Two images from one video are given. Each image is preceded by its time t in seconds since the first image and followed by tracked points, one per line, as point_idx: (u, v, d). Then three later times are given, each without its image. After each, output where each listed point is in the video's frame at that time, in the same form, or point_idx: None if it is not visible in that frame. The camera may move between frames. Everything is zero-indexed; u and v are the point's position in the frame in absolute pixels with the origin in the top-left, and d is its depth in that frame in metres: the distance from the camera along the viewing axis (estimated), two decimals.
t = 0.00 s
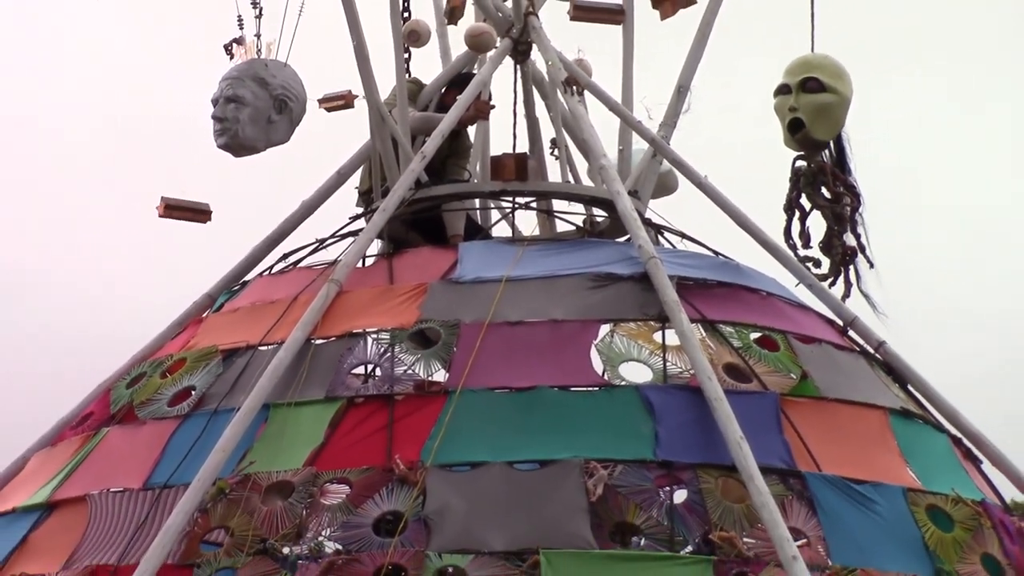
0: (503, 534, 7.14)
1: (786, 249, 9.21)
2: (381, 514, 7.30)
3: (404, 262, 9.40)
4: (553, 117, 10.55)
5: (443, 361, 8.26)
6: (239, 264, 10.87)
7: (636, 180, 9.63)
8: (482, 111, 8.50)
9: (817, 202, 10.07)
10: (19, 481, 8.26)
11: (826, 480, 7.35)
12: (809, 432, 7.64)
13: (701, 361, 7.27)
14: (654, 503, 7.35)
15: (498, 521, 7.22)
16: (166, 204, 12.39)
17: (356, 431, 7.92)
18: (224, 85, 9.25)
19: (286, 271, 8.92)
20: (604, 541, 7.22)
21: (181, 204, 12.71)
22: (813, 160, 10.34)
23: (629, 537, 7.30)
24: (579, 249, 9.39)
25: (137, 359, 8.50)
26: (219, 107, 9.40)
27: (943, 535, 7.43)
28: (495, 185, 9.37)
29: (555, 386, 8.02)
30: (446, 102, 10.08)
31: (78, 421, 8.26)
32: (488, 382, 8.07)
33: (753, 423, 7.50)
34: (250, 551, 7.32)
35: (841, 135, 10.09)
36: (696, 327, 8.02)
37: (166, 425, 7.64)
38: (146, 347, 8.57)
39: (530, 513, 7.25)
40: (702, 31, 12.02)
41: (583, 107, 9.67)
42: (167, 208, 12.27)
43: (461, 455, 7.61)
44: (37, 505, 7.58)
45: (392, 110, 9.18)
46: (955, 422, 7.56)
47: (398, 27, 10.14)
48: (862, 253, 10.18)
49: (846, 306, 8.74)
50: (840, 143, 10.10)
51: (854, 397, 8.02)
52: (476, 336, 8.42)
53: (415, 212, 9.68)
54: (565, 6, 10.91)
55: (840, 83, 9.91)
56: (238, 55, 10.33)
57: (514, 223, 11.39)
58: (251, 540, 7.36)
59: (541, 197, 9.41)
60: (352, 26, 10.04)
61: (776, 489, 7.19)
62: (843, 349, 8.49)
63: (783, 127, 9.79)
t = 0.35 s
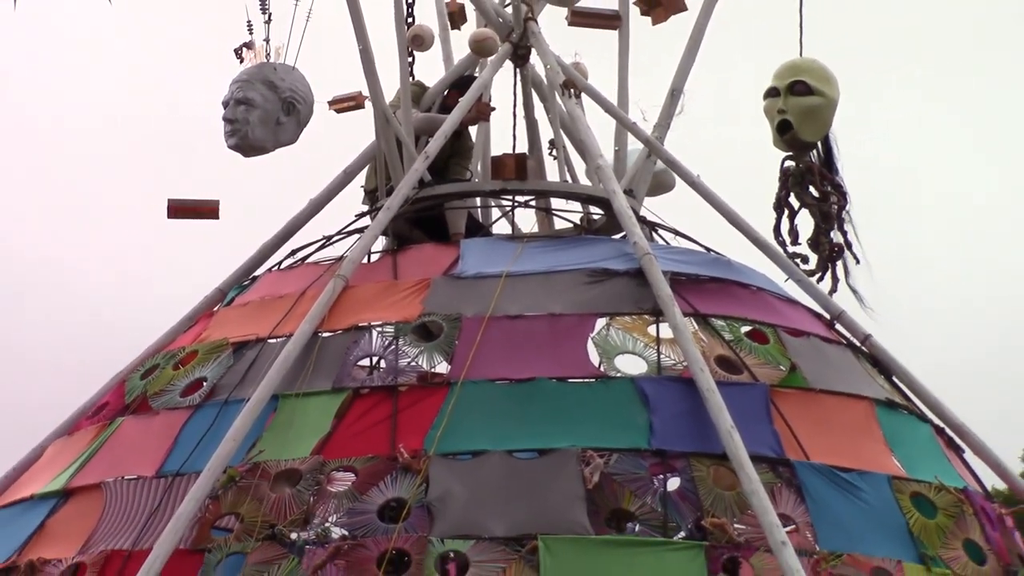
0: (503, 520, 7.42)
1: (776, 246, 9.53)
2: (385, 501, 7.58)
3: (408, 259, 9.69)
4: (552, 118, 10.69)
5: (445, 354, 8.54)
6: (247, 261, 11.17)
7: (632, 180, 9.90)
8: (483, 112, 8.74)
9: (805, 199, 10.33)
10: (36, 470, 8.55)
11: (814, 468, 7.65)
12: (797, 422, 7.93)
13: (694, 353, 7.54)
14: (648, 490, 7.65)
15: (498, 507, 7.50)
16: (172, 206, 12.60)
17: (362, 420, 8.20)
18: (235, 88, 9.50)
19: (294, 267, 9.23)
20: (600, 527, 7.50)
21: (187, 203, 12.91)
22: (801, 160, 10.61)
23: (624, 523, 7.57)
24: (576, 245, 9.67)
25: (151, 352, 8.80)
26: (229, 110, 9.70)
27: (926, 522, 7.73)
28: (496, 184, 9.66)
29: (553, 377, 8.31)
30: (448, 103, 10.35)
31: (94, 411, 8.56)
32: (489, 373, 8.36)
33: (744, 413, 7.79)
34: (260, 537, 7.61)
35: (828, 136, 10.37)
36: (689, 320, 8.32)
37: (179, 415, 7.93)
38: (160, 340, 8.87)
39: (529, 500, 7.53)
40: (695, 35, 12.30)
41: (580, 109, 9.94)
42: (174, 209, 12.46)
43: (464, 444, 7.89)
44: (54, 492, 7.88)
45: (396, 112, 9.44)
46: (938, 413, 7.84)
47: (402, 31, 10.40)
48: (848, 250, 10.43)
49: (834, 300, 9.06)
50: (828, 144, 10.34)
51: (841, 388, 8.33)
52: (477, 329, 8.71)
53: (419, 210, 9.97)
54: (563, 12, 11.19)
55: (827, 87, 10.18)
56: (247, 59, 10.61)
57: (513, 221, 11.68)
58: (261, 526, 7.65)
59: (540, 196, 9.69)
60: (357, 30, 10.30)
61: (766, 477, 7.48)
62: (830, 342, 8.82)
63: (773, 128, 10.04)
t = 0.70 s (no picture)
0: (501, 509, 7.71)
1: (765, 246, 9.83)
2: (388, 491, 7.87)
3: (410, 258, 9.99)
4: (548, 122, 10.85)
5: (445, 349, 8.83)
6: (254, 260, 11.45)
7: (625, 181, 10.17)
8: (483, 115, 9.01)
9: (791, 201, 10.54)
10: (51, 462, 8.84)
11: (801, 460, 7.94)
12: (785, 416, 8.22)
13: (685, 348, 7.81)
14: (641, 481, 7.93)
15: (497, 497, 7.78)
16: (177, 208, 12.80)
17: (365, 413, 8.49)
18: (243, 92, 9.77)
19: (301, 265, 9.53)
20: (595, 516, 7.79)
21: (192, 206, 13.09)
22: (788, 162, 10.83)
23: (618, 512, 7.87)
24: (572, 244, 9.97)
25: (162, 347, 9.10)
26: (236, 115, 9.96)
27: (910, 512, 8.03)
28: (495, 186, 9.94)
29: (550, 372, 8.60)
30: (449, 106, 10.62)
31: (107, 404, 8.85)
32: (488, 367, 8.65)
33: (734, 407, 8.08)
34: (267, 525, 7.90)
35: (814, 139, 10.62)
36: (681, 317, 8.61)
37: (189, 408, 8.23)
38: (171, 336, 9.17)
39: (526, 490, 7.82)
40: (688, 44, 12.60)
41: (576, 114, 10.21)
42: (180, 212, 12.66)
43: (462, 436, 8.18)
44: (68, 482, 8.17)
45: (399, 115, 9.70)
46: (921, 407, 8.11)
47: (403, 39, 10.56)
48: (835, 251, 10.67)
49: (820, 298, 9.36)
50: (814, 147, 10.56)
51: (827, 382, 8.63)
52: (477, 326, 8.99)
53: (421, 211, 10.25)
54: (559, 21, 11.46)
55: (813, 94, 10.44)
56: (254, 65, 10.89)
57: (512, 222, 11.96)
58: (268, 515, 7.93)
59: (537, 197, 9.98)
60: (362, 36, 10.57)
61: (755, 468, 7.76)
62: (817, 339, 9.12)
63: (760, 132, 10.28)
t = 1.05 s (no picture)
0: (499, 501, 8.00)
1: (754, 246, 10.13)
2: (390, 483, 8.16)
3: (411, 258, 10.30)
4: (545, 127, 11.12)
5: (445, 346, 9.13)
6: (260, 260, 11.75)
7: (619, 184, 10.45)
8: (481, 120, 9.27)
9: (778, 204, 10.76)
10: (64, 455, 9.13)
11: (788, 454, 8.24)
12: (773, 411, 8.52)
13: (676, 346, 8.08)
14: (634, 474, 8.24)
15: (495, 489, 8.07)
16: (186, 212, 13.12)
17: (368, 408, 8.79)
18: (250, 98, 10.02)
19: (306, 265, 9.83)
20: (590, 507, 8.08)
21: (202, 206, 13.39)
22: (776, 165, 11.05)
23: (612, 504, 8.15)
24: (567, 245, 10.28)
25: (172, 344, 9.40)
26: (243, 121, 10.23)
27: (893, 504, 8.33)
28: (493, 188, 10.22)
29: (546, 368, 8.89)
30: (449, 113, 10.90)
31: (119, 399, 9.15)
32: (487, 364, 8.94)
33: (723, 402, 8.37)
34: (273, 516, 8.19)
35: (801, 143, 10.85)
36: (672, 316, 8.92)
37: (198, 403, 8.54)
38: (181, 333, 9.47)
39: (523, 482, 8.11)
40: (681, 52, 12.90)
41: (571, 120, 10.50)
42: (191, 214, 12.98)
43: (461, 430, 8.47)
44: (82, 474, 8.47)
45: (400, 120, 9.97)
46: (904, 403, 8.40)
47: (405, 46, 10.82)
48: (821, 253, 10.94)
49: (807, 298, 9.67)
50: (802, 151, 10.80)
51: (813, 379, 8.94)
52: (476, 324, 9.29)
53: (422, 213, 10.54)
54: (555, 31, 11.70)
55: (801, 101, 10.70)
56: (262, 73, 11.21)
57: (510, 223, 12.25)
58: (274, 506, 8.22)
59: (534, 200, 10.26)
60: (365, 43, 10.85)
61: (744, 462, 8.06)
62: (804, 337, 9.43)
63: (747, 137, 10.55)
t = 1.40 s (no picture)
0: (499, 489, 8.30)
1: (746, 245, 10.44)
2: (393, 473, 8.46)
3: (414, 255, 10.61)
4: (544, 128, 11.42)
5: (447, 340, 9.43)
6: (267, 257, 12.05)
7: (615, 184, 10.75)
8: (482, 122, 9.54)
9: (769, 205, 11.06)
10: (78, 445, 9.45)
11: (778, 445, 8.55)
12: (763, 404, 8.82)
13: (670, 340, 8.36)
14: (629, 464, 8.53)
15: (494, 478, 8.37)
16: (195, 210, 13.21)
17: (372, 400, 9.09)
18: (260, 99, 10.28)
19: (313, 262, 10.16)
20: (586, 496, 8.37)
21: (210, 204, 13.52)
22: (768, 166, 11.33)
23: (607, 493, 8.42)
24: (565, 243, 10.59)
25: (183, 338, 9.73)
26: (252, 123, 10.51)
27: (879, 494, 8.64)
28: (493, 188, 10.51)
29: (544, 362, 9.19)
30: (451, 115, 11.19)
31: (132, 391, 9.47)
32: (487, 357, 9.24)
33: (715, 395, 8.68)
34: (280, 504, 8.49)
35: (792, 145, 11.13)
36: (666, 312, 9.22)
37: (209, 394, 8.85)
38: (192, 327, 9.79)
39: (521, 471, 8.40)
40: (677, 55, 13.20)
41: (569, 123, 10.79)
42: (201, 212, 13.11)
43: (462, 422, 8.76)
44: (96, 463, 8.78)
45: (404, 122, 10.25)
46: (889, 396, 8.71)
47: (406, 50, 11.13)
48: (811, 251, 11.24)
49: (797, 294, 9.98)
50: (793, 153, 11.09)
51: (801, 373, 9.26)
52: (476, 319, 9.59)
53: (424, 211, 10.85)
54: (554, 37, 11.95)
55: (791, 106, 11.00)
56: (270, 76, 11.50)
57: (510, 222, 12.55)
58: (281, 494, 8.53)
59: (533, 200, 10.56)
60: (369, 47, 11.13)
61: (735, 452, 8.36)
62: (793, 332, 9.75)
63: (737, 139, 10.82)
